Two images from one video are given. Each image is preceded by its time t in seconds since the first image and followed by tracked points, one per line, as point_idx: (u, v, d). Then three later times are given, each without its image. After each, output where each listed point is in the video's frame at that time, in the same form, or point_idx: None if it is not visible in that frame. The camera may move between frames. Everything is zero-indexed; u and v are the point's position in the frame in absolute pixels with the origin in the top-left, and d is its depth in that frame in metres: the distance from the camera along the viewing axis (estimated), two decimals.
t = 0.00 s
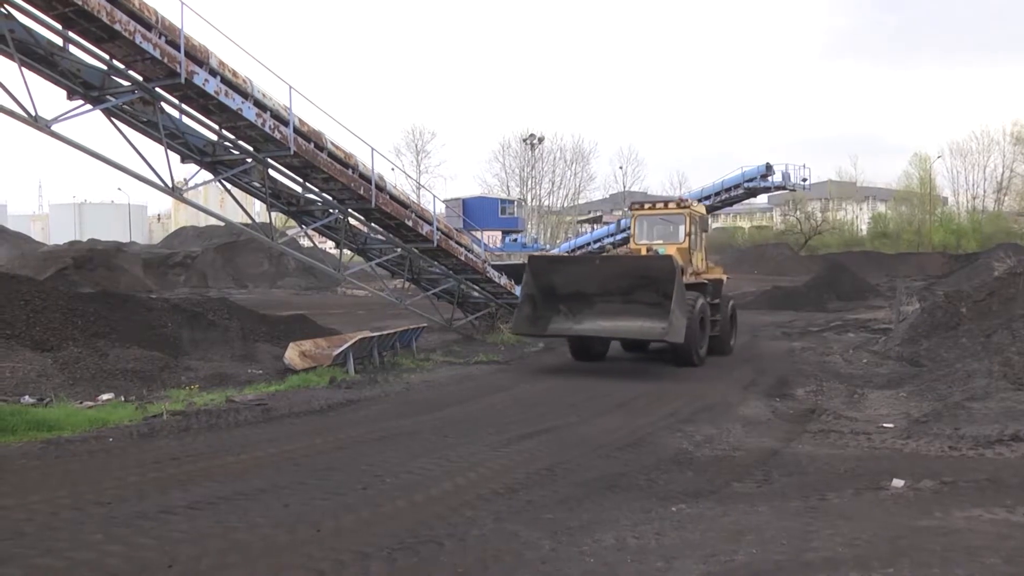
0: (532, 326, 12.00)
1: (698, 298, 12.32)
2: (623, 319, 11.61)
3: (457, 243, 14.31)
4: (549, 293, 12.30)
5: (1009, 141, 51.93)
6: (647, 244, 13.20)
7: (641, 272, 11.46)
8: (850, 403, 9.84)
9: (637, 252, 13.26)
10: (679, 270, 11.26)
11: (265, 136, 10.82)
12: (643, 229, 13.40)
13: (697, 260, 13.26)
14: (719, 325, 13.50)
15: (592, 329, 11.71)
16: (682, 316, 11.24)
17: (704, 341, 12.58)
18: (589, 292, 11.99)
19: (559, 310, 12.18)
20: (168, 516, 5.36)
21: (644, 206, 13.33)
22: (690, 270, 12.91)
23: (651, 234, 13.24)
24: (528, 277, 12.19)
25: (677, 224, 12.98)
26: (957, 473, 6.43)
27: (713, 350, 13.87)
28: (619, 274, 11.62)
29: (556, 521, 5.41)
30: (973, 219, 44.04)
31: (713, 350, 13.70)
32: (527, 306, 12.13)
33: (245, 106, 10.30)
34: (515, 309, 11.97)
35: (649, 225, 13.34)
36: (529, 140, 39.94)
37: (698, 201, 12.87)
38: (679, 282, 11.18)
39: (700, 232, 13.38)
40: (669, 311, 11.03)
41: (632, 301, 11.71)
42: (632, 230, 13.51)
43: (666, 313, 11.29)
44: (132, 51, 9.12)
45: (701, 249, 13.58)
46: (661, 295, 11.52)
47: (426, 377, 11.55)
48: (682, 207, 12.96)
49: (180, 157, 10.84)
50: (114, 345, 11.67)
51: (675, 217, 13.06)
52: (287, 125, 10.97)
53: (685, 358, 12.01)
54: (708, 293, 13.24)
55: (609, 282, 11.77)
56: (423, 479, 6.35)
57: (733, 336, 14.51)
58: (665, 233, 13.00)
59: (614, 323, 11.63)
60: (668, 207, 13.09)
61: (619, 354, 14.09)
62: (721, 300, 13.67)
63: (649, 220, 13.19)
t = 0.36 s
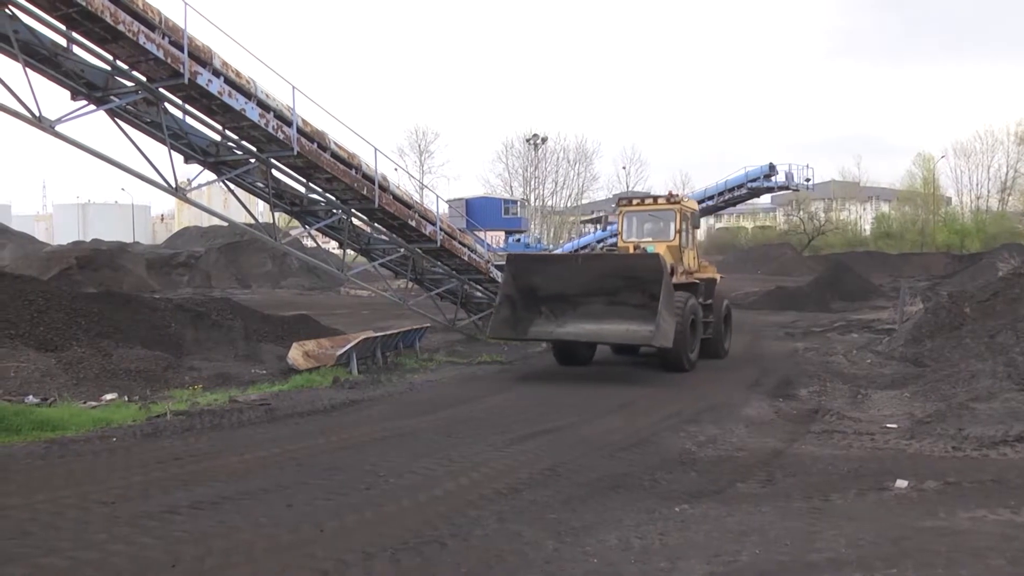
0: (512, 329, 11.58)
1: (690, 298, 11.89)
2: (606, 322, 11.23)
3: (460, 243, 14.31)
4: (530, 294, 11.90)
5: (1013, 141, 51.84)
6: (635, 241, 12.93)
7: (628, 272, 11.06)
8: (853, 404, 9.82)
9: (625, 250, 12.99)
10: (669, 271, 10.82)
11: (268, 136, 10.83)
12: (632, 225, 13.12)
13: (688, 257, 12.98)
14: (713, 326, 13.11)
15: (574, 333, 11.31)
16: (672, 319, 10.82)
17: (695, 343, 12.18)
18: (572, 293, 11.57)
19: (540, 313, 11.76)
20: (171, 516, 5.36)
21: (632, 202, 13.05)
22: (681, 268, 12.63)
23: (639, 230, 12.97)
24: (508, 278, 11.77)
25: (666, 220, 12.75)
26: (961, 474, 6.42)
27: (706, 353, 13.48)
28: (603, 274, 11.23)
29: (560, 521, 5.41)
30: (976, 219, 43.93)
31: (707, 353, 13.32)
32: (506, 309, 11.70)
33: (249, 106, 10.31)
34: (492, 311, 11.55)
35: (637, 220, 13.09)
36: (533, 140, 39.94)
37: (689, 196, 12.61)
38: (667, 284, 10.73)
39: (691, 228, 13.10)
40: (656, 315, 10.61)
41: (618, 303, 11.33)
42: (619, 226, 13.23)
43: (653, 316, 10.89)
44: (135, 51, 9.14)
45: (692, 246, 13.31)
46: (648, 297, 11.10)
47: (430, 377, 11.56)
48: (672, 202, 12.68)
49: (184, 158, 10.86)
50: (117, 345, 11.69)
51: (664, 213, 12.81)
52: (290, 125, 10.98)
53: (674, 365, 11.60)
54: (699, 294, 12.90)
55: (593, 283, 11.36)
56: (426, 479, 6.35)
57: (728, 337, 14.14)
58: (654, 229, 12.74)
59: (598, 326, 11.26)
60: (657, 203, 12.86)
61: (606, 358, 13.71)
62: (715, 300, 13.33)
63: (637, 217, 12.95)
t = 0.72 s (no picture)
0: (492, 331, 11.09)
1: (683, 298, 11.39)
2: (593, 325, 10.80)
3: (467, 243, 14.33)
4: (512, 294, 11.39)
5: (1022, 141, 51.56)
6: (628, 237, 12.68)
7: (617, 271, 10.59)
8: (860, 404, 9.79)
9: (618, 247, 12.73)
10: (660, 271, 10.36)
11: (275, 137, 10.86)
12: (625, 221, 12.87)
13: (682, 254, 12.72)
14: (709, 329, 12.76)
15: (559, 336, 10.82)
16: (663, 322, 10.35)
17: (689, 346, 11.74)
18: (557, 293, 11.07)
19: (524, 314, 11.26)
20: (178, 515, 5.38)
21: (624, 197, 12.80)
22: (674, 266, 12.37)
23: (632, 226, 12.72)
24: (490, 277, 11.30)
25: (660, 215, 12.52)
26: (970, 475, 6.40)
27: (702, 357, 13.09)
28: (590, 273, 10.77)
29: (567, 521, 5.41)
30: (985, 219, 43.64)
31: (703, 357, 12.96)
32: (487, 309, 11.22)
33: (256, 107, 10.35)
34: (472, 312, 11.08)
35: (630, 216, 12.85)
36: (540, 140, 39.95)
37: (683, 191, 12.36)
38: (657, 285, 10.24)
39: (685, 224, 12.85)
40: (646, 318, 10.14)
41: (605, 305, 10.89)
42: (611, 222, 12.98)
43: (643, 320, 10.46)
44: (143, 53, 9.18)
45: (687, 243, 13.04)
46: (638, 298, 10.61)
47: (436, 377, 11.58)
48: (666, 198, 12.44)
49: (191, 158, 10.90)
50: (125, 345, 11.74)
51: (657, 209, 12.57)
52: (297, 126, 11.00)
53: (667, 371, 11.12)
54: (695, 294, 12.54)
55: (579, 283, 10.88)
56: (433, 479, 6.36)
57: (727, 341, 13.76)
58: (648, 225, 12.50)
59: (584, 329, 10.82)
60: (651, 198, 12.64)
61: (595, 361, 13.40)
62: (711, 301, 13.02)
63: (630, 213, 12.72)
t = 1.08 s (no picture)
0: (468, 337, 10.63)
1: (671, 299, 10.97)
2: (576, 329, 10.29)
3: (474, 243, 14.34)
4: (491, 297, 10.88)
5: None
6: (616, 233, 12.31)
7: (600, 273, 10.08)
8: (868, 405, 9.75)
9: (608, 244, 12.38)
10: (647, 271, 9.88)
11: (283, 137, 10.88)
12: (614, 217, 12.50)
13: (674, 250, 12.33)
14: (704, 330, 12.42)
15: (539, 342, 10.36)
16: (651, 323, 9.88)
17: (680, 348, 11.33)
18: (537, 297, 10.60)
19: (503, 318, 10.81)
20: (187, 514, 5.40)
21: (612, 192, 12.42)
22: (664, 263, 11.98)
23: (620, 221, 12.35)
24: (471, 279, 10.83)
25: (650, 210, 12.13)
26: (978, 476, 6.37)
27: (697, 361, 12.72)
28: (571, 274, 10.25)
29: (574, 521, 5.40)
30: (994, 219, 43.25)
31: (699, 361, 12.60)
32: (462, 313, 10.73)
33: (263, 107, 10.37)
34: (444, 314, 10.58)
35: (618, 211, 12.48)
36: (547, 141, 39.96)
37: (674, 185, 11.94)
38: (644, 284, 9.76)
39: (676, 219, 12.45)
40: (632, 319, 9.66)
41: (589, 308, 10.37)
42: (599, 218, 12.61)
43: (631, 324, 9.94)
44: (151, 54, 9.21)
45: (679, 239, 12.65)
46: (623, 300, 10.13)
47: (443, 377, 11.58)
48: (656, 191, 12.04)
49: (199, 158, 10.93)
50: (133, 345, 11.78)
51: (647, 203, 12.17)
52: (305, 126, 11.02)
53: (656, 375, 10.71)
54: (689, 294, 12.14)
55: (559, 285, 10.39)
56: (440, 479, 6.36)
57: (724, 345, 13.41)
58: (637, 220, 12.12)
59: (567, 334, 10.32)
60: (640, 192, 12.23)
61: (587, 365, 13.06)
62: (706, 301, 12.71)
63: (619, 207, 12.35)
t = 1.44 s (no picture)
0: (443, 341, 9.94)
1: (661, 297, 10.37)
2: (558, 330, 9.67)
3: (485, 242, 14.35)
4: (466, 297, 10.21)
5: None
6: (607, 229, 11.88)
7: (581, 268, 9.42)
8: (880, 406, 9.68)
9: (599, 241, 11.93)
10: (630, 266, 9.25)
11: (294, 138, 10.92)
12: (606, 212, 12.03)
13: (669, 246, 11.84)
14: (702, 332, 11.81)
15: (519, 344, 9.71)
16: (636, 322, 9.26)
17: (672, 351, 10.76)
18: (515, 296, 9.91)
19: (481, 320, 10.12)
20: (199, 513, 5.42)
21: (602, 186, 12.00)
22: (658, 260, 11.51)
23: (611, 217, 11.92)
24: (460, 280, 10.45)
25: (642, 204, 11.61)
26: (992, 477, 6.32)
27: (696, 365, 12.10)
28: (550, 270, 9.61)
29: (586, 522, 5.39)
30: (1008, 219, 42.87)
31: (698, 365, 11.99)
32: (436, 315, 10.05)
33: (275, 108, 10.41)
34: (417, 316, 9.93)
35: (609, 207, 12.04)
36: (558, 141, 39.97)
37: (667, 177, 11.46)
38: (627, 280, 9.15)
39: (672, 214, 11.95)
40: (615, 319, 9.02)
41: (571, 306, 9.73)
42: (589, 214, 12.15)
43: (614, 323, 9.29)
44: (164, 55, 9.26)
45: (675, 235, 12.15)
46: (607, 298, 9.49)
47: (454, 377, 11.59)
48: (648, 185, 11.58)
49: (210, 159, 10.98)
50: (145, 345, 11.85)
51: (638, 198, 11.68)
52: (316, 127, 11.05)
53: (645, 379, 10.14)
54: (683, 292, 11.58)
55: (538, 283, 9.72)
56: (452, 479, 6.36)
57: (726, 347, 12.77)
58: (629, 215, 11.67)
59: (549, 336, 9.70)
60: (631, 186, 11.72)
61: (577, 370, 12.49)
62: (705, 302, 12.11)
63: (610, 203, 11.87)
